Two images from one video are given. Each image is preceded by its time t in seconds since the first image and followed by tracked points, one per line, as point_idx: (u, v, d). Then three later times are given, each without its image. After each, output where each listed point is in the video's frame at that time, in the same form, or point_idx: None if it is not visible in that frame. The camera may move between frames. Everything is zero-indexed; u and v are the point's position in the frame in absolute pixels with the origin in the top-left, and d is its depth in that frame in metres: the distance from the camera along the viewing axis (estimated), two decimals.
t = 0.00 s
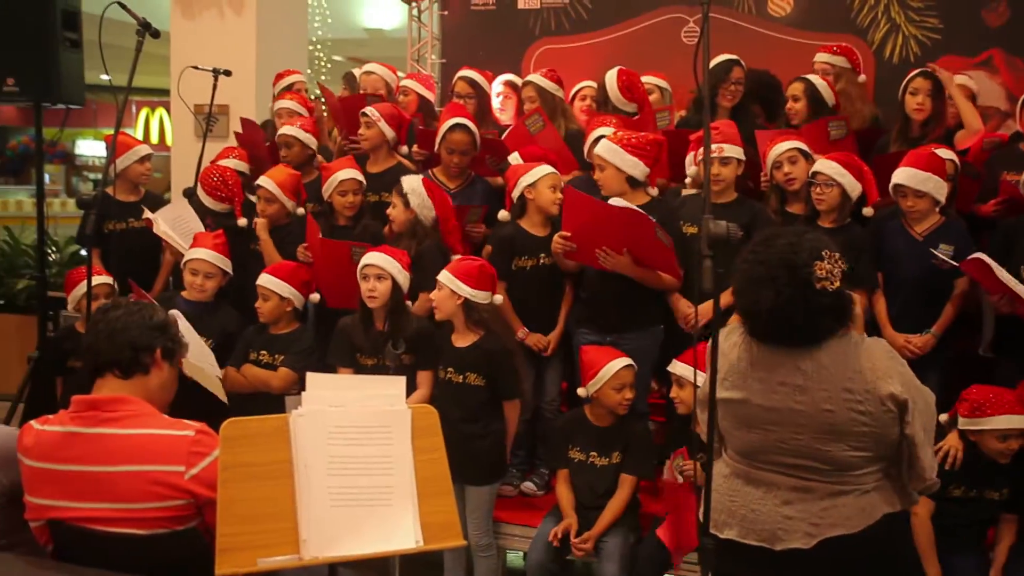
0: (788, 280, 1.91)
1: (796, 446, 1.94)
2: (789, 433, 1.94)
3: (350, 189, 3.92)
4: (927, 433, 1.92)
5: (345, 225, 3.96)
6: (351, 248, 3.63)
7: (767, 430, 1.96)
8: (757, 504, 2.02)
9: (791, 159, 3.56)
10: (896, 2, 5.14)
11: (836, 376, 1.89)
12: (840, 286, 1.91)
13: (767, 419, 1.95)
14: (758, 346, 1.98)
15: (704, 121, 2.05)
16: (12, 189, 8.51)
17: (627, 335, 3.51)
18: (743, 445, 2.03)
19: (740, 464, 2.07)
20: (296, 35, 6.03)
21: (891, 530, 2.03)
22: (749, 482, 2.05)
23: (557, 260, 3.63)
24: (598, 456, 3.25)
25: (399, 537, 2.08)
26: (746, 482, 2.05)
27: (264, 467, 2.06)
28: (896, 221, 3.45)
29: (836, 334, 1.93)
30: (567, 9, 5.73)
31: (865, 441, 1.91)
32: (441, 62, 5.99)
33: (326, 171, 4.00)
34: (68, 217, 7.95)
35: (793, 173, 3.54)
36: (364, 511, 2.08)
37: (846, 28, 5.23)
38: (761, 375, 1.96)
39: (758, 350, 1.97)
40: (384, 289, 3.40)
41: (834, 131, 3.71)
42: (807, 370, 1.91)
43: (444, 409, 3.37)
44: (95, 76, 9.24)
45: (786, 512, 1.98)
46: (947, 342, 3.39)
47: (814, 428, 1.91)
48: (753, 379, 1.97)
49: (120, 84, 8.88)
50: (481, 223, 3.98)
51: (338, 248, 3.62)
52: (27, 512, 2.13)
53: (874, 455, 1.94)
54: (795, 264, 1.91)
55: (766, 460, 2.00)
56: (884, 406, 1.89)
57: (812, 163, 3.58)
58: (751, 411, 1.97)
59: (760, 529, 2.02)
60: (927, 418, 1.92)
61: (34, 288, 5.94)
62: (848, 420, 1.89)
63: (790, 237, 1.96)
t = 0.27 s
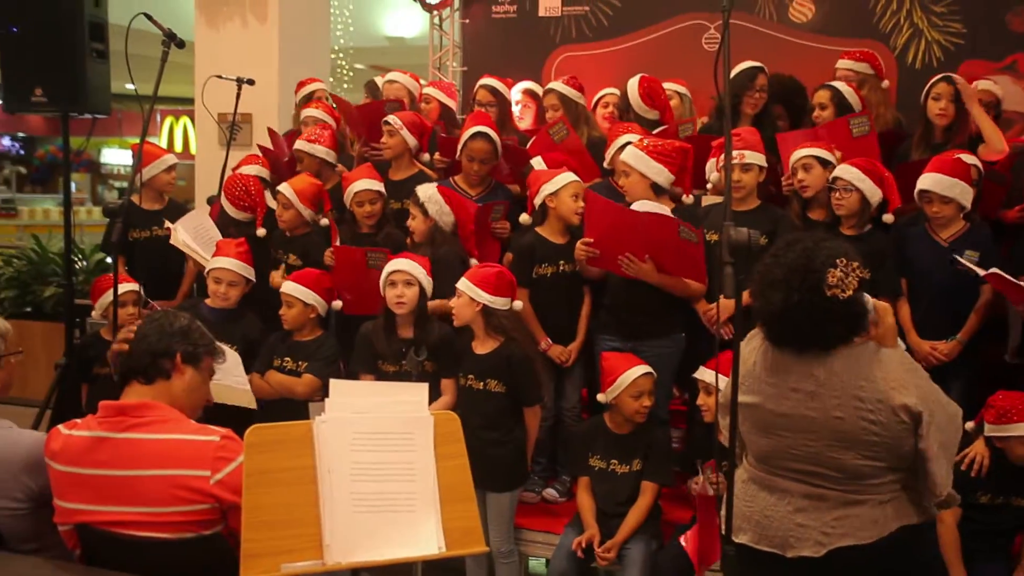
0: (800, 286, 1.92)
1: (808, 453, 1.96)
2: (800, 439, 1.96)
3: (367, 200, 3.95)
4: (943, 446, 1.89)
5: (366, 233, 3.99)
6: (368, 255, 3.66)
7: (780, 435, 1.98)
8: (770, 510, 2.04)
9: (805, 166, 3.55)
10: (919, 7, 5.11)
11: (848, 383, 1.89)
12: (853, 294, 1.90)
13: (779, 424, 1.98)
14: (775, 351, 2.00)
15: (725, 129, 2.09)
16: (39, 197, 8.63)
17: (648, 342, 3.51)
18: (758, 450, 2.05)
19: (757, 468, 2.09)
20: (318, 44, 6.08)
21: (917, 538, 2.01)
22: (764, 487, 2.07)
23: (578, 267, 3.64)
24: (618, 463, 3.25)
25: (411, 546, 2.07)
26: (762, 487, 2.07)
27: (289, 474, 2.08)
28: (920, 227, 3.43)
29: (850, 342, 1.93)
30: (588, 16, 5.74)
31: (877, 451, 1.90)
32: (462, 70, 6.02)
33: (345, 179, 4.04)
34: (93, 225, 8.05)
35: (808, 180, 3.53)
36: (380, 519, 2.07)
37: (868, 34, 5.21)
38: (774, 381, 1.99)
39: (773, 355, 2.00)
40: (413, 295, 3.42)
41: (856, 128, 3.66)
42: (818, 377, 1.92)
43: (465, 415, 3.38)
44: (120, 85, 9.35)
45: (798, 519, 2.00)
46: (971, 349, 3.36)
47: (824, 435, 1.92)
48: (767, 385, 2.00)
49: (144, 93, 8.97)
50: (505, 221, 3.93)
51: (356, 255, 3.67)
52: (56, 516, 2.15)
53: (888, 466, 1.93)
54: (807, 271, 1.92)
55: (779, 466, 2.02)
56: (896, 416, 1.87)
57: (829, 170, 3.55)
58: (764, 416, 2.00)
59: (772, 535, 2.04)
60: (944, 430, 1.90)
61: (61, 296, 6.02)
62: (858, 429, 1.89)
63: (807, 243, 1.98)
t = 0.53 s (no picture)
0: (811, 295, 1.93)
1: (823, 457, 1.96)
2: (815, 444, 1.96)
3: (383, 209, 3.96)
4: (960, 454, 1.86)
5: (385, 239, 4.01)
6: (390, 261, 3.68)
7: (796, 439, 1.99)
8: (787, 514, 2.04)
9: (824, 172, 3.56)
10: (941, 12, 5.08)
11: (862, 389, 1.90)
12: (865, 304, 1.90)
13: (795, 428, 1.99)
14: (793, 357, 2.01)
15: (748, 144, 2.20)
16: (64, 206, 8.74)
17: (667, 347, 3.51)
18: (776, 453, 2.06)
19: (776, 472, 2.09)
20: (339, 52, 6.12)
21: (938, 547, 1.99)
22: (782, 490, 2.07)
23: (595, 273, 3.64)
24: (637, 470, 3.25)
25: (424, 551, 2.07)
26: (780, 491, 2.07)
27: (308, 479, 2.09)
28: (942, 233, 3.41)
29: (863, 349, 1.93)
30: (608, 23, 5.74)
31: (891, 457, 1.89)
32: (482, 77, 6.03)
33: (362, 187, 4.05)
34: (116, 232, 8.13)
35: (826, 187, 3.55)
36: (395, 523, 2.08)
37: (889, 39, 5.18)
38: (790, 386, 2.00)
39: (790, 360, 2.01)
40: (437, 307, 3.44)
41: (879, 138, 3.63)
42: (833, 382, 1.93)
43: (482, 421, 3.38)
44: (144, 93, 9.45)
45: (814, 524, 2.00)
46: (992, 356, 3.34)
47: (838, 440, 1.92)
48: (784, 390, 2.01)
49: (167, 100, 9.06)
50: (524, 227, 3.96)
51: (378, 262, 3.69)
52: (79, 520, 2.18)
53: (903, 472, 1.91)
54: (820, 280, 1.93)
55: (796, 470, 2.02)
56: (910, 423, 1.86)
57: (847, 177, 3.55)
58: (781, 420, 2.01)
59: (789, 539, 2.04)
60: (961, 438, 1.87)
61: (85, 301, 6.09)
62: (871, 434, 1.88)
63: (821, 250, 1.98)
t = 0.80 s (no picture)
0: (821, 294, 1.96)
1: (833, 460, 1.96)
2: (825, 446, 1.96)
3: (393, 213, 3.97)
4: (971, 459, 1.86)
5: (394, 243, 4.01)
6: (397, 266, 3.70)
7: (807, 440, 1.99)
8: (799, 517, 2.04)
9: (842, 174, 3.56)
10: (951, 15, 5.08)
11: (872, 392, 1.90)
12: (876, 305, 1.92)
13: (807, 430, 1.99)
14: (806, 359, 2.03)
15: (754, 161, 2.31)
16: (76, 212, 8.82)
17: (676, 351, 3.51)
18: (788, 455, 2.06)
19: (788, 473, 2.09)
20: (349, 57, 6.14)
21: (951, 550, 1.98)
22: (794, 492, 2.06)
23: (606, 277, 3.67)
24: (645, 476, 3.25)
25: (433, 555, 2.08)
26: (792, 493, 2.07)
27: (318, 483, 2.09)
28: (952, 235, 3.40)
29: (874, 352, 1.95)
30: (617, 27, 5.75)
31: (901, 460, 1.89)
32: (491, 82, 6.04)
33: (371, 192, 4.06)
34: (127, 236, 8.18)
35: (844, 190, 3.54)
36: (404, 526, 2.09)
37: (898, 42, 5.17)
38: (802, 388, 2.00)
39: (802, 361, 2.02)
40: (449, 309, 3.46)
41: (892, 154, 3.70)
42: (843, 385, 1.94)
43: (491, 424, 3.38)
44: (155, 98, 9.50)
45: (826, 526, 1.99)
46: (1005, 360, 3.32)
47: (848, 442, 1.92)
48: (796, 392, 2.01)
49: (177, 106, 9.12)
50: (533, 230, 4.00)
51: (386, 267, 3.69)
52: (90, 524, 2.19)
53: (913, 476, 1.91)
54: (831, 280, 1.96)
55: (809, 472, 2.02)
56: (920, 426, 1.86)
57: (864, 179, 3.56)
58: (793, 422, 2.01)
59: (800, 541, 2.03)
60: (972, 443, 1.87)
61: (96, 306, 6.12)
62: (881, 437, 1.88)
63: (835, 253, 2.01)
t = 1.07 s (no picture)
0: (833, 288, 1.99)
1: (839, 460, 1.96)
2: (831, 445, 1.97)
3: (390, 209, 3.97)
4: (975, 465, 1.85)
5: (396, 246, 4.02)
6: (404, 270, 3.68)
7: (813, 440, 2.00)
8: (804, 517, 2.04)
9: (840, 178, 3.56)
10: (952, 17, 5.08)
11: (878, 393, 1.91)
12: (888, 304, 1.93)
13: (813, 429, 2.00)
14: (817, 357, 2.05)
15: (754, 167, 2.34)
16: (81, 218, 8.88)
17: (674, 354, 3.51)
18: (796, 455, 2.06)
19: (795, 474, 2.09)
20: (352, 61, 6.15)
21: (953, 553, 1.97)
22: (800, 493, 2.07)
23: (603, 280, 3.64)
24: (646, 480, 3.25)
25: (434, 559, 2.09)
26: (798, 493, 2.07)
27: (321, 485, 2.10)
28: (953, 237, 3.40)
29: (886, 352, 1.96)
30: (619, 31, 5.75)
31: (906, 462, 1.89)
32: (494, 86, 6.05)
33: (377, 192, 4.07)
34: (131, 241, 8.21)
35: (843, 193, 3.55)
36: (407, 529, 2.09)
37: (900, 44, 5.17)
38: (812, 386, 2.02)
39: (815, 358, 2.04)
40: (451, 314, 3.47)
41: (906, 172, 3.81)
42: (851, 385, 1.95)
43: (493, 428, 3.38)
44: (158, 103, 9.53)
45: (830, 527, 1.99)
46: (1007, 362, 3.32)
47: (853, 442, 1.93)
48: (805, 390, 2.03)
49: (181, 111, 9.16)
50: (535, 234, 4.01)
51: (392, 272, 3.67)
52: (93, 527, 2.19)
53: (918, 479, 1.91)
54: (844, 275, 1.98)
55: (815, 472, 2.02)
56: (924, 429, 1.86)
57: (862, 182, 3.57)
58: (800, 421, 2.03)
59: (805, 542, 2.03)
60: (977, 449, 1.86)
61: (99, 310, 6.14)
62: (885, 438, 1.89)
63: (852, 251, 2.04)
